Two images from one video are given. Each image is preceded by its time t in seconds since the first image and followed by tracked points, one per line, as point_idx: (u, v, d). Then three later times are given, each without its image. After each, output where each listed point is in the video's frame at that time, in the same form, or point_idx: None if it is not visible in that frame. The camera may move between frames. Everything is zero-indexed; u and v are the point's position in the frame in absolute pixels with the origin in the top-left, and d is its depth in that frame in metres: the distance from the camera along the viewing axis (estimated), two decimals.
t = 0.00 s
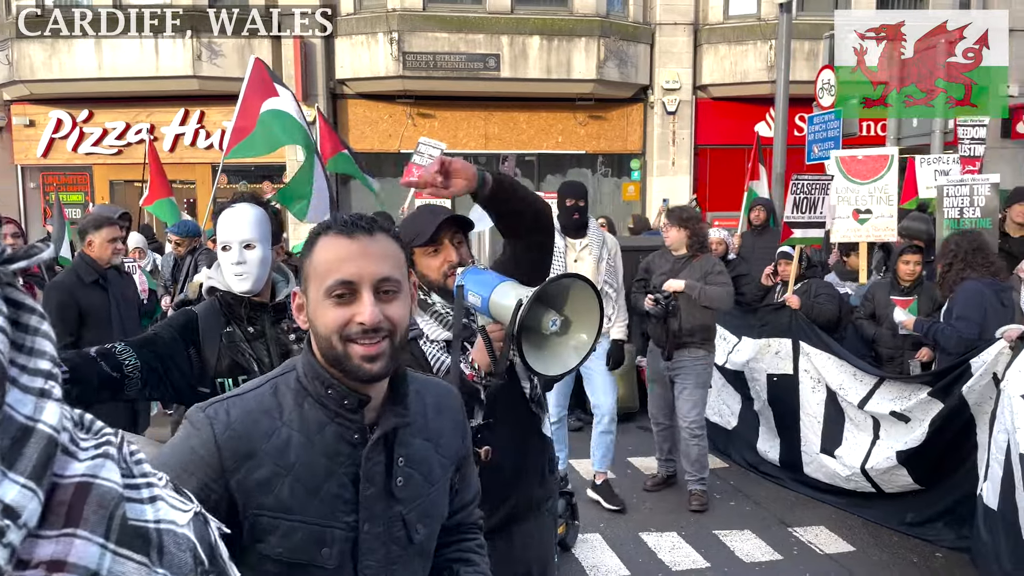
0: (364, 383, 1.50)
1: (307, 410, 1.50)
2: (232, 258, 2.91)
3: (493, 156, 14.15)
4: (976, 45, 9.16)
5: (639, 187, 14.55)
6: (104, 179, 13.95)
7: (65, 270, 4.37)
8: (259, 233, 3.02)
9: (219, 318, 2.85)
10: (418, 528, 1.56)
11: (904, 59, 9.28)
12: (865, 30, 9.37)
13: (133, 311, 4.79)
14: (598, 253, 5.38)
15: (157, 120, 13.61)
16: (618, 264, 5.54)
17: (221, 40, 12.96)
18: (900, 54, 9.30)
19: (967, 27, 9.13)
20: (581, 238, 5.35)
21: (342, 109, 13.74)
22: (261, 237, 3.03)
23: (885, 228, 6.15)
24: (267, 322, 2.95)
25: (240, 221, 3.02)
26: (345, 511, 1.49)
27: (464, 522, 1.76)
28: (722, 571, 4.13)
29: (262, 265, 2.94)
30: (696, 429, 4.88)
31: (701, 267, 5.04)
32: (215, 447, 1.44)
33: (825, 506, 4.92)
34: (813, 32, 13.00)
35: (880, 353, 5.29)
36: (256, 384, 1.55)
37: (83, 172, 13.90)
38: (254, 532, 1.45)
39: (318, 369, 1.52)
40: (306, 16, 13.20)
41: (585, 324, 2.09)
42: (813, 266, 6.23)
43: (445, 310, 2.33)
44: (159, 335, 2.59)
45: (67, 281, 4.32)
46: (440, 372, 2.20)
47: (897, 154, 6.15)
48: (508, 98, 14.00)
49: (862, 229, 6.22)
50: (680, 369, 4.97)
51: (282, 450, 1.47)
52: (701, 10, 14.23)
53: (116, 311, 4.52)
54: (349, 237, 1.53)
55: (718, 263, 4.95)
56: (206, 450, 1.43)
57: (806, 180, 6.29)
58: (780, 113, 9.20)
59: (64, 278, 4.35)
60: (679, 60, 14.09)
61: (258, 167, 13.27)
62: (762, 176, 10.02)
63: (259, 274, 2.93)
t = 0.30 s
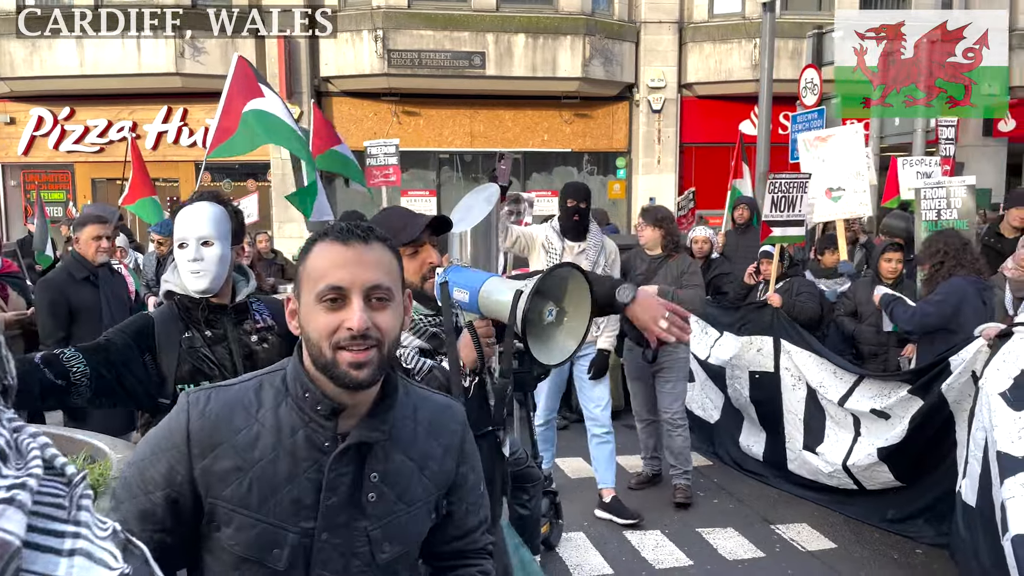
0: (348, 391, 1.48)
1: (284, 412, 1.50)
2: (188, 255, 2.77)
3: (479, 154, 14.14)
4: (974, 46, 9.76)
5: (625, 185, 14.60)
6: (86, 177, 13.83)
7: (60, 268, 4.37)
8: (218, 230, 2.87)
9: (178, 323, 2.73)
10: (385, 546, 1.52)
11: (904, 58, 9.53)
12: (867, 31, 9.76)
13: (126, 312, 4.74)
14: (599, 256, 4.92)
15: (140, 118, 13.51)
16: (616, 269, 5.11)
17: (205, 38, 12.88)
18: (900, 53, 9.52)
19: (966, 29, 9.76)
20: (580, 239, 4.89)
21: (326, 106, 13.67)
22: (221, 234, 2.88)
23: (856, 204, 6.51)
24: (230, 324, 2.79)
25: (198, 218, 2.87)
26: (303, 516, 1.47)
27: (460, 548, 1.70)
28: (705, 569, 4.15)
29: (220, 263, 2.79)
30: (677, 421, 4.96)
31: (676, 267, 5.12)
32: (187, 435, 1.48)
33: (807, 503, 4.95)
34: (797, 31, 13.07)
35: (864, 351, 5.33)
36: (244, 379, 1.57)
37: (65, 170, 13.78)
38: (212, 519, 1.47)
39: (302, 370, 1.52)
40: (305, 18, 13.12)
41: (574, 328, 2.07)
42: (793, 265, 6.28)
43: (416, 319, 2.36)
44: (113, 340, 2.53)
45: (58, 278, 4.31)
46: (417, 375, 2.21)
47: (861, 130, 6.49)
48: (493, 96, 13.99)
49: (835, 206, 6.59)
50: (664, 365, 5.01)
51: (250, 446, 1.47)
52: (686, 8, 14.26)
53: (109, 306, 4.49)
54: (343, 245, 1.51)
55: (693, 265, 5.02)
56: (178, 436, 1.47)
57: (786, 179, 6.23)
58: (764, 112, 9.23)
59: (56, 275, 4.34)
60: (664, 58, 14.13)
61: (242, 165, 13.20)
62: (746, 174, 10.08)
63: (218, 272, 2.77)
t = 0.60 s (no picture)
0: (262, 385, 1.45)
1: (201, 413, 1.49)
2: (144, 261, 2.65)
3: (462, 151, 14.12)
4: (975, 46, 10.15)
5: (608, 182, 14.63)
6: (65, 174, 13.68)
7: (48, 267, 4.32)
8: (174, 234, 2.74)
9: (131, 333, 2.64)
10: (307, 550, 1.46)
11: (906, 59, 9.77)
12: (866, 31, 9.85)
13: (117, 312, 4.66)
14: (614, 252, 4.56)
15: (120, 115, 13.38)
16: (632, 267, 4.71)
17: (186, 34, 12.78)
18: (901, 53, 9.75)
19: (969, 28, 10.08)
20: (592, 235, 4.56)
21: (309, 103, 13.60)
22: (177, 238, 2.75)
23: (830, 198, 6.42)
24: (187, 327, 2.68)
25: (150, 220, 2.74)
26: (217, 519, 1.44)
27: (412, 552, 1.58)
28: (687, 564, 4.17)
29: (172, 265, 2.67)
30: (663, 415, 5.03)
31: (654, 263, 5.25)
32: (104, 439, 1.48)
33: (788, 498, 4.99)
34: (779, 29, 13.15)
35: (845, 348, 5.34)
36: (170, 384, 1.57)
37: (43, 168, 13.62)
38: (130, 523, 1.47)
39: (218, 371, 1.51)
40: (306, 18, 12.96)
41: (577, 300, 2.39)
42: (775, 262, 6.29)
43: (405, 317, 2.21)
44: (60, 361, 2.53)
45: (45, 276, 4.27)
46: (423, 376, 2.12)
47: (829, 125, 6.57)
48: (477, 93, 13.98)
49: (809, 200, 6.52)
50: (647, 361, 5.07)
51: (162, 450, 1.46)
52: (669, 7, 14.30)
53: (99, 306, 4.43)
54: (242, 236, 1.49)
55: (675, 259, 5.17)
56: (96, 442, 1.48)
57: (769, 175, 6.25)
58: (745, 110, 9.27)
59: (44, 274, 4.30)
60: (647, 56, 14.16)
61: (224, 162, 13.11)
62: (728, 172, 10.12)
63: (172, 280, 2.66)
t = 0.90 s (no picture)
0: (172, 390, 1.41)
1: (85, 428, 1.40)
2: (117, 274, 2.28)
3: (445, 148, 14.10)
4: (976, 45, 10.36)
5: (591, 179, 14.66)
6: (43, 171, 13.53)
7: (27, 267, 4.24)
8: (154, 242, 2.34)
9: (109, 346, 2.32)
10: (218, 557, 1.44)
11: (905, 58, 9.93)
12: (865, 31, 9.89)
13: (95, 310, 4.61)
14: (616, 251, 4.58)
15: (98, 112, 13.24)
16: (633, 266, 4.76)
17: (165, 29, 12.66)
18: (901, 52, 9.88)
19: (969, 29, 10.25)
20: (593, 233, 4.56)
21: (290, 100, 13.52)
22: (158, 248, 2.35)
23: (815, 199, 6.55)
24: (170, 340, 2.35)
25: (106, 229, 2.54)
26: (114, 539, 1.37)
27: (321, 544, 1.61)
28: (668, 560, 4.20)
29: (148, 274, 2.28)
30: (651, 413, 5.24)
31: (642, 259, 5.39)
32: None
33: (768, 493, 5.03)
34: (759, 27, 13.25)
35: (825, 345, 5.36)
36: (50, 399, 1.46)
37: (20, 165, 13.45)
38: (20, 553, 1.37)
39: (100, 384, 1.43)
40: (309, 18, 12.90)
41: (571, 292, 2.41)
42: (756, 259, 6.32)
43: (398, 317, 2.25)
44: (18, 374, 2.04)
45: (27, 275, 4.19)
46: (422, 373, 2.22)
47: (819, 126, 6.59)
48: (460, 90, 13.96)
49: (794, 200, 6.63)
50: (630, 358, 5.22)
51: (48, 472, 1.37)
52: (650, 4, 14.35)
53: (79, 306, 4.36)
54: (142, 232, 1.44)
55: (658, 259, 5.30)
56: None
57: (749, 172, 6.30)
58: (725, 107, 9.31)
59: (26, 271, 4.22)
60: (629, 53, 14.20)
61: (204, 159, 13.02)
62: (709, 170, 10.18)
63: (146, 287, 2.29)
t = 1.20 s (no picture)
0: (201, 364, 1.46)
1: (109, 420, 1.35)
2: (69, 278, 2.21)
3: (427, 145, 14.07)
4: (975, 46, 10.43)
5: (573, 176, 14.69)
6: (19, 168, 13.35)
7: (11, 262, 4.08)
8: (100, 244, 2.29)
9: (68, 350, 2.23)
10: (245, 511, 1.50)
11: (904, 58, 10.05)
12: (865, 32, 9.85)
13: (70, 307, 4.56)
14: (609, 250, 4.56)
15: (75, 108, 13.10)
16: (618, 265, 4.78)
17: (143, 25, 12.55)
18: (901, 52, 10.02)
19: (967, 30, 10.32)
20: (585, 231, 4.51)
21: (271, 97, 13.44)
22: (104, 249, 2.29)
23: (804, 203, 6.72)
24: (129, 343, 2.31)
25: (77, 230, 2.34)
26: (166, 518, 1.38)
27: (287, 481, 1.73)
28: (649, 555, 4.23)
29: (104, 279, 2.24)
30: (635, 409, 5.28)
31: (630, 255, 5.41)
32: (10, 483, 1.27)
33: (747, 488, 5.08)
34: (739, 26, 13.33)
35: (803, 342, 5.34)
36: (36, 407, 1.36)
37: None
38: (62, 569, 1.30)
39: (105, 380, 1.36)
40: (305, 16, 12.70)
41: (580, 282, 2.28)
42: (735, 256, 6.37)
43: (412, 308, 2.24)
44: None
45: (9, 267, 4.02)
46: (429, 358, 2.23)
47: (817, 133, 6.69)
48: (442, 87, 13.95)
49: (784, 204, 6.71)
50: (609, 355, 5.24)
51: (88, 470, 1.32)
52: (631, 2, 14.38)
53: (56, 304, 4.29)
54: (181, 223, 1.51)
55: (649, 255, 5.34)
56: None
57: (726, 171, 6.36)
58: (705, 105, 9.36)
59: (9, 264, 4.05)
60: (610, 51, 14.23)
61: (183, 156, 12.92)
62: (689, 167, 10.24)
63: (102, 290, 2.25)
